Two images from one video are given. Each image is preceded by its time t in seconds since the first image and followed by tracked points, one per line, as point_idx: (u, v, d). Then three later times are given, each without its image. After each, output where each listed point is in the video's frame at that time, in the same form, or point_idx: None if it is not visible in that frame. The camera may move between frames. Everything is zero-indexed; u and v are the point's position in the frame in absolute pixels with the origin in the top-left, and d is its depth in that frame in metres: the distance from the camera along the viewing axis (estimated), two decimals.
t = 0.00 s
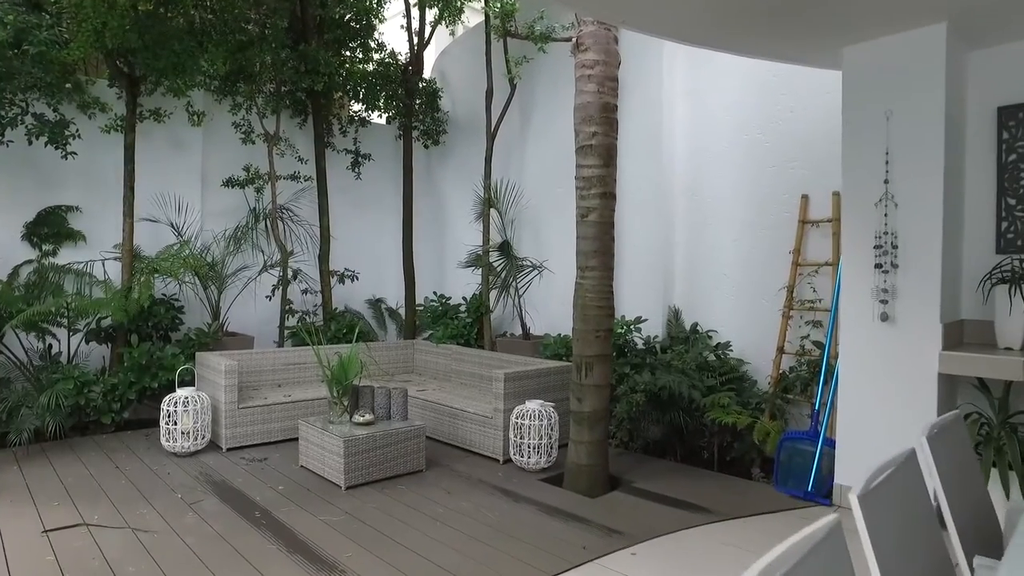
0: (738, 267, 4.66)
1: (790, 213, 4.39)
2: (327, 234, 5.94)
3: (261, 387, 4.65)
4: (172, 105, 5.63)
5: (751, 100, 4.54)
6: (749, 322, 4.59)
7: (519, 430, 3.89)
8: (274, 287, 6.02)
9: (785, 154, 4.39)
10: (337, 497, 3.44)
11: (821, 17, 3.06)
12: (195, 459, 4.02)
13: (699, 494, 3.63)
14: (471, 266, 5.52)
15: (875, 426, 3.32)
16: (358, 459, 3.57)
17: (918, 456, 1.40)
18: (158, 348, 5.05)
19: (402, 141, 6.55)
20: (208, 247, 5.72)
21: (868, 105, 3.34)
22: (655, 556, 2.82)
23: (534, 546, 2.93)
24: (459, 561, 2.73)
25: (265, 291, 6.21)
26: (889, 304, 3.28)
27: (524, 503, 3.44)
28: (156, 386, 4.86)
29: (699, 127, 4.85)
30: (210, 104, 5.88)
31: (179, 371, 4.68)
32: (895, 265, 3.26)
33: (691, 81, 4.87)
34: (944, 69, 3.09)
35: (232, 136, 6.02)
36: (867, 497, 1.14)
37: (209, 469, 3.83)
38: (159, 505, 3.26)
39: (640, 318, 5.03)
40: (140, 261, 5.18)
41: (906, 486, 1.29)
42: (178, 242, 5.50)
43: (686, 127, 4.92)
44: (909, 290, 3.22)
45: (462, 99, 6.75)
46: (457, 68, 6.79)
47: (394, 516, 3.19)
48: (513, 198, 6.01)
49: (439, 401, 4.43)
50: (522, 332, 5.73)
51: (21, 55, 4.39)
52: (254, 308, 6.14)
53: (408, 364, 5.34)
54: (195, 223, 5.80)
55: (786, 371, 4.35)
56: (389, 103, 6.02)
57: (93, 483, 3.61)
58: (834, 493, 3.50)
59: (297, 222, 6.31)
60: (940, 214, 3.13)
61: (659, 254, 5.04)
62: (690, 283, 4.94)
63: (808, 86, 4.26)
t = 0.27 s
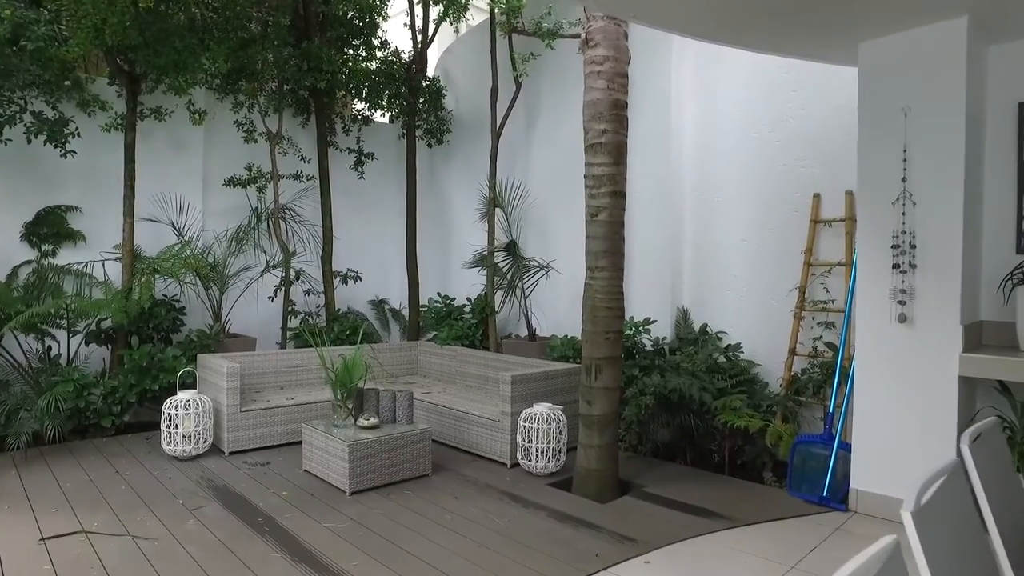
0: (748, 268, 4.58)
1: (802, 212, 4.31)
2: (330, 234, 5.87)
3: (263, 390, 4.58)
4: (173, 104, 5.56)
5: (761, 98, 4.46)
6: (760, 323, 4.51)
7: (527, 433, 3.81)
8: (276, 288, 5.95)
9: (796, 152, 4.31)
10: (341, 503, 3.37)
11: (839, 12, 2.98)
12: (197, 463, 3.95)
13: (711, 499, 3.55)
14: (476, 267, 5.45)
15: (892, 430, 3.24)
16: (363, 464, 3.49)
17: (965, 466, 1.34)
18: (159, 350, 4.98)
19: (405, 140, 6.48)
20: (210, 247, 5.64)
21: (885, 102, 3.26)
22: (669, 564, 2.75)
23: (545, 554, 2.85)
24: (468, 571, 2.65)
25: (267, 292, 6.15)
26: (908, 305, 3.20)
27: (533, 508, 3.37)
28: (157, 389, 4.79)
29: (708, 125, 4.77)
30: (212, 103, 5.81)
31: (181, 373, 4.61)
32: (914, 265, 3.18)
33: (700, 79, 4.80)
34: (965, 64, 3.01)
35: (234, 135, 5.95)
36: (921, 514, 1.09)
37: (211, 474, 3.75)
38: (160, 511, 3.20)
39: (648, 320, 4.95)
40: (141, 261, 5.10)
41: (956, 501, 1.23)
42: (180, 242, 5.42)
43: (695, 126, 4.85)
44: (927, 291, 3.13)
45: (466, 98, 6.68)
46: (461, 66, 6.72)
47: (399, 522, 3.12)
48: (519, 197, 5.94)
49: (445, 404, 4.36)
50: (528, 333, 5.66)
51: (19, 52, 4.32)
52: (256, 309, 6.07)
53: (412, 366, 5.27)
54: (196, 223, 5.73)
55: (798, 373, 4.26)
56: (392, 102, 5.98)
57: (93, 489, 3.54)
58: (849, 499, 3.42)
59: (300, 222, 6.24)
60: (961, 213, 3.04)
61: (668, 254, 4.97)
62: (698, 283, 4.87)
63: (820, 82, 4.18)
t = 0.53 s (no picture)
0: (757, 267, 4.50)
1: (812, 211, 4.23)
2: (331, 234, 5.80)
3: (265, 392, 4.52)
4: (173, 102, 5.49)
5: (770, 95, 4.38)
6: (768, 324, 4.44)
7: (533, 436, 3.74)
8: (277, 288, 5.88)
9: (806, 150, 4.23)
10: (344, 508, 3.30)
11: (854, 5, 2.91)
12: (197, 466, 3.89)
13: (721, 504, 3.48)
14: (480, 266, 5.38)
15: (908, 432, 3.17)
16: (366, 467, 3.42)
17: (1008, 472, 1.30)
18: (159, 351, 4.91)
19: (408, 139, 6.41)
20: (210, 247, 5.58)
21: (900, 97, 3.18)
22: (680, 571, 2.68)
23: (553, 560, 2.79)
24: None
25: (269, 292, 6.09)
26: (923, 305, 3.12)
27: (540, 513, 3.30)
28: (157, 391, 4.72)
29: (716, 123, 4.70)
30: (213, 101, 5.75)
31: (180, 374, 4.55)
32: (930, 264, 3.10)
33: (708, 76, 4.73)
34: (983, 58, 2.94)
35: (235, 133, 5.89)
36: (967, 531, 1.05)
37: (212, 478, 3.69)
38: (159, 517, 3.13)
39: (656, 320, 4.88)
40: (140, 261, 5.03)
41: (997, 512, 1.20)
42: (180, 242, 5.36)
43: (702, 124, 4.78)
44: (944, 291, 3.06)
45: (469, 96, 6.62)
46: (464, 64, 6.66)
47: (404, 528, 3.06)
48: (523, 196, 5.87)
49: (449, 406, 4.30)
50: (532, 334, 5.59)
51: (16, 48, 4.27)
52: (257, 309, 6.00)
53: (416, 367, 5.21)
54: (197, 222, 5.67)
55: (808, 374, 4.19)
56: (394, 101, 5.92)
57: (92, 494, 3.48)
58: (862, 503, 3.35)
59: (301, 222, 6.18)
60: (979, 211, 2.97)
61: (675, 254, 4.90)
62: (706, 283, 4.80)
63: (831, 78, 4.10)
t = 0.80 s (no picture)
0: (767, 266, 4.42)
1: (824, 209, 4.15)
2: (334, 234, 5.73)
3: (267, 394, 4.45)
4: (173, 100, 5.42)
5: (781, 90, 4.30)
6: (779, 324, 4.35)
7: (541, 440, 3.66)
8: (279, 288, 5.81)
9: (817, 146, 4.15)
10: (348, 513, 3.22)
11: None
12: (198, 471, 3.81)
13: (734, 509, 3.40)
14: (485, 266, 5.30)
15: (927, 436, 3.08)
16: (370, 472, 3.35)
17: None
18: (160, 353, 4.84)
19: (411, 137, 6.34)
20: (211, 247, 5.51)
21: (919, 91, 3.10)
22: None
23: (563, 569, 2.70)
24: None
25: (271, 293, 6.02)
26: (943, 305, 3.04)
27: (549, 519, 3.22)
28: (157, 393, 4.65)
29: (725, 120, 4.62)
30: (214, 99, 5.69)
31: (181, 376, 4.48)
32: (950, 263, 3.02)
33: (717, 72, 4.64)
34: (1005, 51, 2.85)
35: (237, 132, 5.82)
36: None
37: (213, 482, 3.61)
38: (159, 523, 3.06)
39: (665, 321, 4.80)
40: (140, 262, 4.95)
41: None
42: (180, 242, 5.29)
43: (711, 121, 4.70)
44: (965, 290, 2.97)
45: (473, 95, 6.54)
46: (468, 62, 6.59)
47: (410, 534, 2.98)
48: (529, 195, 5.80)
49: (454, 409, 4.22)
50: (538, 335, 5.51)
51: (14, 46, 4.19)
52: (259, 310, 5.93)
53: (420, 369, 5.13)
54: (198, 222, 5.60)
55: (820, 376, 4.10)
56: (398, 100, 5.82)
57: (90, 499, 3.41)
58: (879, 509, 3.26)
59: (303, 221, 6.11)
60: (1001, 208, 2.88)
61: (683, 253, 4.81)
62: (715, 283, 4.72)
63: (843, 74, 4.02)
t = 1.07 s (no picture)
0: (779, 265, 4.34)
1: (837, 206, 4.06)
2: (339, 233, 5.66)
3: (271, 395, 4.39)
4: (176, 97, 5.37)
5: (794, 86, 4.22)
6: (792, 324, 4.27)
7: (549, 442, 3.59)
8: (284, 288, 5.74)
9: (831, 143, 4.07)
10: (353, 517, 3.16)
11: None
12: (201, 473, 3.75)
13: (749, 513, 3.32)
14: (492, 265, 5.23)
15: (947, 439, 3.00)
16: (376, 475, 3.28)
17: None
18: (163, 353, 4.79)
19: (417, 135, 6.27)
20: (215, 246, 5.45)
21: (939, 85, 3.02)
22: None
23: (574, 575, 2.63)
24: None
25: (275, 293, 5.96)
26: (965, 304, 2.95)
27: (558, 523, 3.14)
28: (160, 394, 4.59)
29: (736, 116, 4.54)
30: (217, 97, 5.63)
31: (184, 377, 4.42)
32: (972, 261, 2.93)
33: (728, 68, 4.57)
34: None
35: (240, 130, 5.77)
36: None
37: (216, 485, 3.55)
38: (161, 527, 3.00)
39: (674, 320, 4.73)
40: (143, 261, 4.90)
41: None
42: (183, 240, 5.23)
43: (721, 118, 4.63)
44: (987, 289, 2.89)
45: (479, 92, 6.48)
46: (474, 60, 6.52)
47: (416, 539, 2.91)
48: (536, 194, 5.73)
49: (461, 410, 4.15)
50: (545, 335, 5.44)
51: (15, 42, 4.22)
52: (263, 310, 5.88)
53: (425, 369, 5.07)
54: (201, 220, 5.54)
55: (834, 377, 4.02)
56: (403, 97, 5.72)
57: (91, 501, 3.35)
58: (898, 513, 3.18)
59: (308, 220, 6.04)
60: None
61: (694, 252, 4.74)
62: (726, 283, 4.64)
63: (858, 68, 3.94)
